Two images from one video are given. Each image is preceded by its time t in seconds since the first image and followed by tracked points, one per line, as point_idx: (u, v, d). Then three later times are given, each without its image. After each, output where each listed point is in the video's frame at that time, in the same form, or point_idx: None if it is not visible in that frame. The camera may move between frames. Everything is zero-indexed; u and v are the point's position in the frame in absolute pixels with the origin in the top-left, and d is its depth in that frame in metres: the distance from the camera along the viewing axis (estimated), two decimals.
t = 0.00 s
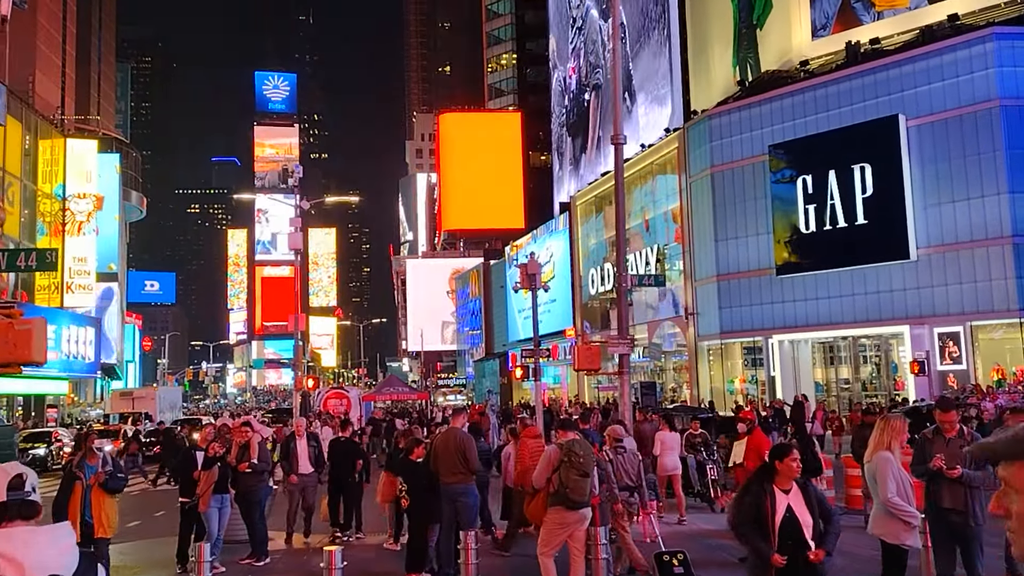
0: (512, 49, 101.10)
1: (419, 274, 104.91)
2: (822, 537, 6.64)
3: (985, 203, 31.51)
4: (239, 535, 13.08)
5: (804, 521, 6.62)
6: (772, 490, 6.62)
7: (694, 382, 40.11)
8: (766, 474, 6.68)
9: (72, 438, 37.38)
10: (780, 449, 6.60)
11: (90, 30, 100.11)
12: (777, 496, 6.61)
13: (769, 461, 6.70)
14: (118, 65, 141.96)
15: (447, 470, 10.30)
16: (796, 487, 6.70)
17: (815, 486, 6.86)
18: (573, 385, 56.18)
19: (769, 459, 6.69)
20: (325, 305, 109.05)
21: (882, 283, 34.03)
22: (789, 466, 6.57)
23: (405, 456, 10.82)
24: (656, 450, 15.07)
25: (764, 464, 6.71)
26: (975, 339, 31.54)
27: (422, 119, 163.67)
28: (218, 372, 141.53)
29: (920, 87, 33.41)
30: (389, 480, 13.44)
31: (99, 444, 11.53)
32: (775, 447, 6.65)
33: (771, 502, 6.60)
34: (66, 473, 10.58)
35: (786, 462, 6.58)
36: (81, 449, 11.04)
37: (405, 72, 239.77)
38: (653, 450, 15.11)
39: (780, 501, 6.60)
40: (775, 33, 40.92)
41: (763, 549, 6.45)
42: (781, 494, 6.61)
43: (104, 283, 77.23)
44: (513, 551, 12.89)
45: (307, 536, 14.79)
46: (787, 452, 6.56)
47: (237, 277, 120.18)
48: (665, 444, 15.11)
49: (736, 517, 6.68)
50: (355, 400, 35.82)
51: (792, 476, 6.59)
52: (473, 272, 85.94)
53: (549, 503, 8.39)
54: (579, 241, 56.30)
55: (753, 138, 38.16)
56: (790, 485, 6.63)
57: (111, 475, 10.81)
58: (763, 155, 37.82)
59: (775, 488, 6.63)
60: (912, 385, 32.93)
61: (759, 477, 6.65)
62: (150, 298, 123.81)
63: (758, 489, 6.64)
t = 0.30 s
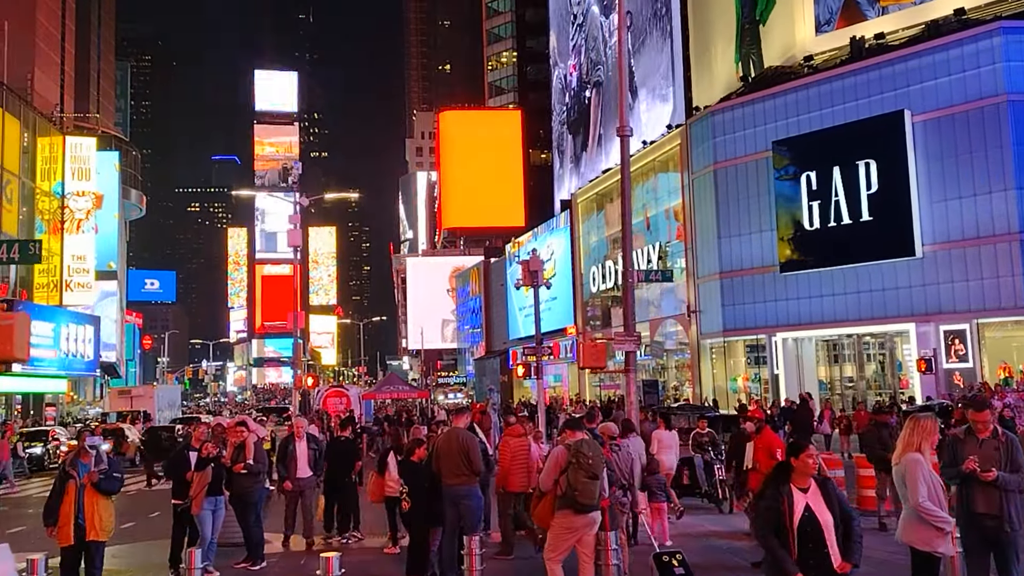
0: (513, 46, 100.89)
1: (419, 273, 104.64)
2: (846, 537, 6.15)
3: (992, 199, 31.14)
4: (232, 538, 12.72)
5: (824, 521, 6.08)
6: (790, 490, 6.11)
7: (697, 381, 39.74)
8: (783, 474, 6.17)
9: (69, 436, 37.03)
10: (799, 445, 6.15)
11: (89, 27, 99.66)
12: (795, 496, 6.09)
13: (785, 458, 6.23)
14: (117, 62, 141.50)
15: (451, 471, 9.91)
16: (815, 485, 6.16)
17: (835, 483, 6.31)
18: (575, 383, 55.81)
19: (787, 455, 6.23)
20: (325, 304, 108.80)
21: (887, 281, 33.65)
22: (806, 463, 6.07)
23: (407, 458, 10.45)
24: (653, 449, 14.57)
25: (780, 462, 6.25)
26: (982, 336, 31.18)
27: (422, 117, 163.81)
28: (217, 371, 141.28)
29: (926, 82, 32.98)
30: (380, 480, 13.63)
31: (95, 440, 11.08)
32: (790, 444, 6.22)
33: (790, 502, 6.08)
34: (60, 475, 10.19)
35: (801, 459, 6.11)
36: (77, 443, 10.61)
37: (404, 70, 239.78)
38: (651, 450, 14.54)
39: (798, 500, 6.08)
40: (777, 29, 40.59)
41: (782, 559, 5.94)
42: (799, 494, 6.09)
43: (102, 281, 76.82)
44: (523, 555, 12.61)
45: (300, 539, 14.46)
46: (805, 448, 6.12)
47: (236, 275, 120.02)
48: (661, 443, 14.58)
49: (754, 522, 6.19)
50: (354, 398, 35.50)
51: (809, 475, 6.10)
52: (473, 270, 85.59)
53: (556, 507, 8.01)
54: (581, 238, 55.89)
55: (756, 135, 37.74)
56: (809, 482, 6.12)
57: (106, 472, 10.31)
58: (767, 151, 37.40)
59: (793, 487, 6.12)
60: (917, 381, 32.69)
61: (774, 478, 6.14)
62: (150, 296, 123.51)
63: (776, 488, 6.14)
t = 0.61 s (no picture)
0: (513, 44, 100.57)
1: (419, 271, 104.26)
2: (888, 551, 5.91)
3: (1000, 195, 30.73)
4: (228, 542, 12.34)
5: (864, 530, 5.83)
6: (827, 496, 5.92)
7: (701, 380, 39.32)
8: (822, 481, 5.98)
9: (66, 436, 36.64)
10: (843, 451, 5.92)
11: (88, 25, 99.32)
12: (834, 504, 5.84)
13: (825, 465, 6.03)
14: (116, 61, 141.15)
15: (455, 475, 9.54)
16: (857, 491, 5.92)
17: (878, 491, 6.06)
18: (576, 382, 55.43)
19: (827, 462, 6.01)
20: (325, 303, 108.44)
21: (894, 279, 33.27)
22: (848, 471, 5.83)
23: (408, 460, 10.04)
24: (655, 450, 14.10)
25: (822, 466, 6.04)
26: (990, 335, 30.78)
27: (422, 116, 163.60)
28: (216, 370, 140.88)
29: (933, 77, 32.55)
30: (371, 484, 13.47)
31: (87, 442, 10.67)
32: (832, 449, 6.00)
33: (828, 509, 5.85)
34: (48, 480, 9.76)
35: (841, 464, 5.89)
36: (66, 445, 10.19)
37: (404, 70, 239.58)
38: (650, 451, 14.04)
39: (836, 508, 5.84)
40: (782, 25, 40.20)
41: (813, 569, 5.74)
42: (839, 501, 5.84)
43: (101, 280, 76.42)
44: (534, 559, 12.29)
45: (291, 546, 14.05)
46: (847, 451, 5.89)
47: (236, 274, 119.67)
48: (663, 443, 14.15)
49: (790, 529, 5.99)
50: (354, 398, 35.10)
51: (851, 481, 5.86)
52: (474, 269, 85.21)
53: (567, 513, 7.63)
54: (582, 236, 55.45)
55: (761, 131, 37.33)
56: (850, 490, 5.87)
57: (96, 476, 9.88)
58: (772, 148, 36.98)
59: (832, 494, 5.88)
60: (925, 379, 32.42)
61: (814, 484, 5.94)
62: (149, 296, 123.14)
63: (814, 495, 5.94)
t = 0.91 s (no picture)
0: (513, 42, 100.01)
1: (420, 270, 103.86)
2: (932, 552, 5.84)
3: (1007, 191, 30.36)
4: (225, 544, 12.01)
5: (905, 528, 5.80)
6: (869, 490, 5.86)
7: (704, 379, 38.92)
8: (863, 475, 5.93)
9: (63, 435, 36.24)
10: (895, 456, 5.81)
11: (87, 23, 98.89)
12: (874, 499, 5.83)
13: (870, 463, 5.94)
14: (116, 60, 140.77)
15: (459, 473, 9.19)
16: (899, 489, 5.87)
17: (922, 490, 6.00)
18: (577, 380, 55.12)
19: (870, 459, 5.95)
20: (325, 302, 108.20)
21: (900, 275, 32.84)
22: (894, 475, 5.76)
23: (410, 457, 9.73)
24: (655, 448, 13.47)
25: (866, 463, 5.97)
26: (998, 331, 30.41)
27: (422, 115, 163.34)
28: (216, 369, 140.51)
29: (940, 71, 32.17)
30: (362, 479, 13.09)
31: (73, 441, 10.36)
32: (882, 451, 5.91)
33: (867, 507, 5.83)
34: (30, 481, 9.45)
35: (889, 472, 5.80)
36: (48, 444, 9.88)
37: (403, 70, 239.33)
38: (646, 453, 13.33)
39: (876, 504, 5.82)
40: (786, 19, 39.84)
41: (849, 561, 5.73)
42: (879, 496, 5.82)
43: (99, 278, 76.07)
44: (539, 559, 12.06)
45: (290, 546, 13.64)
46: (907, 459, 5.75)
47: (236, 274, 119.38)
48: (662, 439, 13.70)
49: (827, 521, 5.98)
50: (355, 396, 34.74)
51: (894, 482, 5.81)
52: (474, 267, 84.85)
53: (579, 514, 7.22)
54: (584, 233, 55.06)
55: (765, 126, 36.94)
56: (894, 488, 5.81)
57: (83, 476, 9.54)
58: (776, 144, 36.61)
59: (873, 489, 5.85)
60: (931, 376, 32.06)
61: (855, 478, 5.91)
62: (148, 295, 122.79)
63: (854, 488, 5.92)
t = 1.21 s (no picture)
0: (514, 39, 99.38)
1: (420, 268, 103.44)
2: (982, 567, 5.40)
3: (1017, 187, 29.87)
4: (220, 550, 11.61)
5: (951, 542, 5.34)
6: (914, 505, 5.35)
7: (709, 378, 38.47)
8: (907, 487, 5.41)
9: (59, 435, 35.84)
10: (942, 467, 5.30)
11: (86, 21, 98.39)
12: (919, 513, 5.35)
13: (912, 474, 5.44)
14: (115, 58, 140.26)
15: (466, 477, 8.68)
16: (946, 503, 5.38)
17: (969, 501, 5.52)
18: (580, 379, 54.64)
19: (917, 471, 5.41)
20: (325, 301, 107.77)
21: (907, 273, 32.39)
22: (944, 490, 5.25)
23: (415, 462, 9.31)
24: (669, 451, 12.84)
25: (908, 474, 5.46)
26: (1008, 330, 29.95)
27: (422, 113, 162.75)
28: (216, 368, 140.09)
29: (948, 65, 31.67)
30: (355, 483, 13.05)
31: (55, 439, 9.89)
32: (929, 461, 5.39)
33: (910, 522, 5.33)
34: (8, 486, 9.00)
35: (937, 483, 5.30)
36: (29, 443, 9.40)
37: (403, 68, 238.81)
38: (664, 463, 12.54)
39: (921, 519, 5.34)
40: (791, 13, 39.50)
41: None
42: (926, 510, 5.34)
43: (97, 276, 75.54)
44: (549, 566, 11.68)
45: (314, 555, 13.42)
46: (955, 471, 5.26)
47: (235, 272, 119.02)
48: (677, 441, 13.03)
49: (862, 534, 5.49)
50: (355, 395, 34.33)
51: (941, 495, 5.32)
52: (474, 266, 84.39)
53: (594, 524, 6.76)
54: (585, 231, 54.61)
55: (771, 122, 36.47)
56: (943, 502, 5.31)
57: (65, 481, 9.09)
58: (782, 139, 36.14)
59: (920, 503, 5.35)
60: (940, 374, 31.61)
61: (899, 491, 5.39)
62: (148, 293, 122.35)
63: (897, 501, 5.39)
